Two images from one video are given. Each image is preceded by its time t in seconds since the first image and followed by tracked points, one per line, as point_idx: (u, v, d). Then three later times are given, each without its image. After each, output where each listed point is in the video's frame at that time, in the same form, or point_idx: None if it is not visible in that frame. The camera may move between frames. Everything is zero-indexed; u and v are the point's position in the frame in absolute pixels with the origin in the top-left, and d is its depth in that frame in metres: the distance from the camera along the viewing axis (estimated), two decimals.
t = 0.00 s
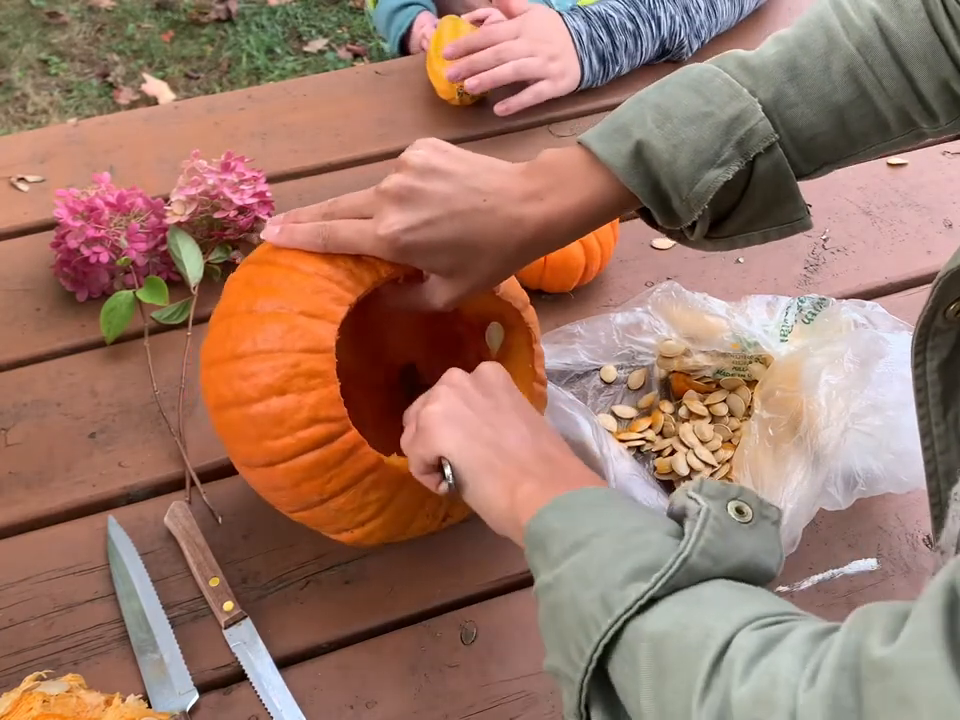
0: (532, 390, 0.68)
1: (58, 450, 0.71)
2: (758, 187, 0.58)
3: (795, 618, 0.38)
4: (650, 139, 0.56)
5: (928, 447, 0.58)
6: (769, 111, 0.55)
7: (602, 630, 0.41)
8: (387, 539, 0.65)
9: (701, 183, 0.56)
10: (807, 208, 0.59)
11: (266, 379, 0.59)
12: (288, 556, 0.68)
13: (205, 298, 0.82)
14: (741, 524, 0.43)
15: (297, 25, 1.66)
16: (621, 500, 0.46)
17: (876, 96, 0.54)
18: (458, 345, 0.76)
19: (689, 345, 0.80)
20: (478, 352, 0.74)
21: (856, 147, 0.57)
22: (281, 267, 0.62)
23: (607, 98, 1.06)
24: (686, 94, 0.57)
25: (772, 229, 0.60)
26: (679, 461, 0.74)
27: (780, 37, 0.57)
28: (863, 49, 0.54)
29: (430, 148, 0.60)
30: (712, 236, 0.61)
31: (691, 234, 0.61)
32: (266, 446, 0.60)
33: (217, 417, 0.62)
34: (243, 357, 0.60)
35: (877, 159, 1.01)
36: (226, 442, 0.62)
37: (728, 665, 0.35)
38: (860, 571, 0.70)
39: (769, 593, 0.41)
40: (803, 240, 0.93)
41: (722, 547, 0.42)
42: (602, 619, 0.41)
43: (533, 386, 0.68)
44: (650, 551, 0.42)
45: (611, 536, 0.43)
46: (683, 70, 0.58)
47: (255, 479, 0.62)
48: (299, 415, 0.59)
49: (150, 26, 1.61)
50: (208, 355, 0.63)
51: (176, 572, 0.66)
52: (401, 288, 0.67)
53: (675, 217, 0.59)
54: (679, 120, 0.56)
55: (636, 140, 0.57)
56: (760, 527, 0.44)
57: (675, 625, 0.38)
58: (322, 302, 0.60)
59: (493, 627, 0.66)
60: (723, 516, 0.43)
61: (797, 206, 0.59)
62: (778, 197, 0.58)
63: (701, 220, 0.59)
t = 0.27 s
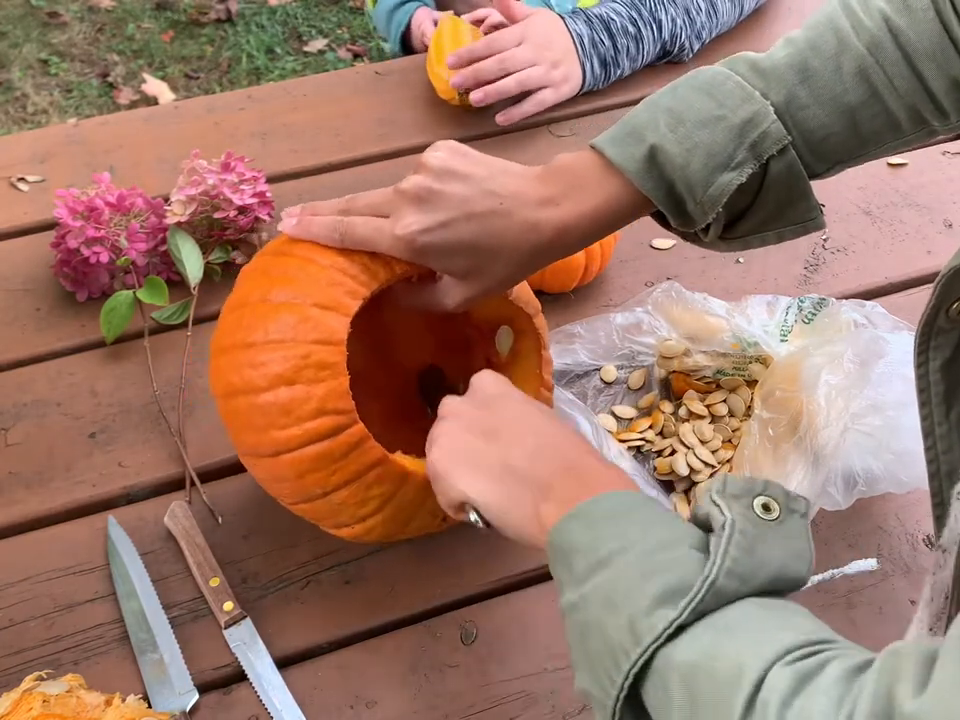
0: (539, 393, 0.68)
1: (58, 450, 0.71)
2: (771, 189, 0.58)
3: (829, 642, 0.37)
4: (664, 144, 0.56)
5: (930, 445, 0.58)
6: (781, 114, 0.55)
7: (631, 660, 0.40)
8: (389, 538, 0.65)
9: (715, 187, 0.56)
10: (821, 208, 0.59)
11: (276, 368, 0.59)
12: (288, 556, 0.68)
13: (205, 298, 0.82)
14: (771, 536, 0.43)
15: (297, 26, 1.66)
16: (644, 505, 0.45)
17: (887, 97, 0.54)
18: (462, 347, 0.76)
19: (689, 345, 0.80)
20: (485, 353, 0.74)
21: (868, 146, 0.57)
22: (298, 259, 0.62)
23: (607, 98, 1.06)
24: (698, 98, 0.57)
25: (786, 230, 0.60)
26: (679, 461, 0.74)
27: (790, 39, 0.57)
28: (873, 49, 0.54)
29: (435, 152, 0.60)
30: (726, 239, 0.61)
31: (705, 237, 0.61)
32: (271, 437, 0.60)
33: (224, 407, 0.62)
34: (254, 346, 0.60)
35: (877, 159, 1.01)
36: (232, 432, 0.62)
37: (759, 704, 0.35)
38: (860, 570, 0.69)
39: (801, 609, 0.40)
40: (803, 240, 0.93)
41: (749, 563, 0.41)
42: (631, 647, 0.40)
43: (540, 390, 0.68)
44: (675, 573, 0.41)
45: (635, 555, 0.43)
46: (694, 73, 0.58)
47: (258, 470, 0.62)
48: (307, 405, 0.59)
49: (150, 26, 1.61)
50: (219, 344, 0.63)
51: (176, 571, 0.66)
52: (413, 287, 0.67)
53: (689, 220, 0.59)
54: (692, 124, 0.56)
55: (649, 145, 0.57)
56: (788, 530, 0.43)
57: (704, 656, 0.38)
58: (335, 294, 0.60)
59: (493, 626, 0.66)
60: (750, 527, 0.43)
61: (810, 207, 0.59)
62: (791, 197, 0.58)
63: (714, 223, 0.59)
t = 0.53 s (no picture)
0: (537, 411, 0.67)
1: (58, 450, 0.71)
2: (768, 211, 0.57)
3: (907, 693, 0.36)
4: (660, 171, 0.54)
5: (924, 447, 0.58)
6: (777, 135, 0.54)
7: None
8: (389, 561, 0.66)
9: (714, 213, 0.55)
10: (814, 230, 0.60)
11: (267, 422, 0.58)
12: (288, 556, 0.68)
13: (205, 298, 0.82)
14: (819, 576, 0.42)
15: (297, 25, 1.66)
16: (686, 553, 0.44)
17: (881, 114, 0.54)
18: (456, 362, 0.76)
19: (689, 345, 0.80)
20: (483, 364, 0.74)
21: (863, 164, 0.57)
22: (280, 303, 0.60)
23: (607, 98, 1.06)
24: (690, 122, 0.55)
25: (782, 251, 0.61)
26: (679, 461, 0.74)
27: (779, 58, 0.56)
28: (867, 66, 0.53)
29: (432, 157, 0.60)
30: (721, 259, 0.61)
31: (699, 263, 0.61)
32: (268, 487, 0.60)
33: (220, 450, 0.62)
34: (242, 398, 0.59)
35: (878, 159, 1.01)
36: (229, 474, 0.62)
37: None
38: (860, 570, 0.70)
39: (867, 658, 0.39)
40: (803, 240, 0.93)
41: (804, 616, 0.40)
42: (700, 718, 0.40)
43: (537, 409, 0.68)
44: (730, 635, 0.40)
45: (685, 615, 0.42)
46: (684, 95, 0.57)
47: (260, 511, 0.62)
48: (301, 461, 0.59)
49: (151, 26, 1.61)
50: (208, 388, 0.62)
51: (176, 571, 0.66)
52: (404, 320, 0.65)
53: (684, 247, 0.58)
54: (686, 149, 0.55)
55: (644, 172, 0.55)
56: (828, 560, 0.43)
57: None
58: (322, 344, 0.59)
59: (493, 626, 0.66)
60: (796, 571, 0.42)
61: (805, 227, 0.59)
62: (790, 218, 0.58)
63: (710, 248, 0.58)
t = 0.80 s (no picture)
0: (532, 400, 0.68)
1: (58, 450, 0.71)
2: (758, 196, 0.56)
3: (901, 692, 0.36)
4: (649, 153, 0.54)
5: (922, 449, 0.58)
6: (766, 120, 0.54)
7: None
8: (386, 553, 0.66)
9: (702, 196, 0.54)
10: (804, 215, 0.58)
11: (260, 405, 0.59)
12: (288, 556, 0.68)
13: (205, 298, 0.82)
14: (810, 579, 0.42)
15: (297, 25, 1.66)
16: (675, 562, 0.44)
17: (872, 103, 0.53)
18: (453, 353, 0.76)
19: (689, 345, 0.80)
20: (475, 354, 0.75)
21: (852, 152, 0.56)
22: (274, 289, 0.61)
23: (607, 99, 1.06)
24: (681, 105, 0.54)
25: (770, 237, 0.59)
26: (679, 461, 0.74)
27: (771, 46, 0.55)
28: (858, 54, 0.53)
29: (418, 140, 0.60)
30: (709, 247, 0.60)
31: (687, 248, 0.60)
32: (261, 472, 0.60)
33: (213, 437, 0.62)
34: (236, 381, 0.60)
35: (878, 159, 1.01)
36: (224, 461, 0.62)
37: None
38: (860, 570, 0.70)
39: (862, 659, 0.40)
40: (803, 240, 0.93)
41: (797, 620, 0.40)
42: None
43: (533, 396, 0.68)
44: (724, 640, 0.40)
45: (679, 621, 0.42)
46: (676, 79, 0.56)
47: (255, 499, 0.62)
48: (293, 443, 0.59)
49: (151, 26, 1.61)
50: (204, 373, 0.62)
51: (176, 571, 0.66)
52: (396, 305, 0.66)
53: (673, 230, 0.57)
54: (676, 132, 0.54)
55: (634, 154, 0.54)
56: (814, 562, 0.43)
57: None
58: (315, 329, 0.59)
59: (493, 626, 0.66)
60: (785, 575, 0.42)
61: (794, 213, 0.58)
62: (779, 204, 0.57)
63: (698, 233, 0.57)
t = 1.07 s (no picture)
0: (519, 389, 0.69)
1: (58, 450, 0.71)
2: (732, 182, 0.56)
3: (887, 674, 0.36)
4: (625, 136, 0.54)
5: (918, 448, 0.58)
6: (744, 106, 0.54)
7: None
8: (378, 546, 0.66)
9: (677, 180, 0.54)
10: (778, 205, 0.59)
11: (243, 397, 0.59)
12: (289, 556, 0.68)
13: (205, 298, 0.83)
14: (793, 564, 0.42)
15: (297, 25, 1.66)
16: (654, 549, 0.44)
17: (851, 93, 0.55)
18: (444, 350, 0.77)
19: (689, 345, 0.80)
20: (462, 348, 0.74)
21: (829, 144, 0.57)
22: (253, 282, 0.61)
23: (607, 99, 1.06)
24: (659, 89, 0.55)
25: (745, 225, 0.59)
26: (679, 461, 0.74)
27: (753, 33, 0.56)
28: (837, 45, 0.54)
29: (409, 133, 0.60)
30: (683, 233, 0.60)
31: (662, 234, 0.59)
32: (247, 463, 0.60)
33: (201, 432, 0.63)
34: (220, 374, 0.61)
35: (878, 159, 1.01)
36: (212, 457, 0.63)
37: None
38: (860, 570, 0.69)
39: (846, 643, 0.40)
40: (803, 240, 0.93)
41: (783, 605, 0.40)
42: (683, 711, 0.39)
43: (519, 385, 0.69)
44: (709, 626, 0.40)
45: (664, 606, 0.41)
46: (655, 65, 0.56)
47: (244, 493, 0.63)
48: (276, 433, 0.59)
49: (151, 26, 1.61)
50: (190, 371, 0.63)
51: (176, 571, 0.66)
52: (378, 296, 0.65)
53: (648, 215, 0.57)
54: (653, 116, 0.54)
55: (610, 137, 0.54)
56: (796, 547, 0.43)
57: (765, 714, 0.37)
58: (295, 318, 0.60)
59: (493, 626, 0.66)
60: (769, 560, 0.42)
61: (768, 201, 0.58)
62: (753, 191, 0.57)
63: (673, 218, 0.57)
